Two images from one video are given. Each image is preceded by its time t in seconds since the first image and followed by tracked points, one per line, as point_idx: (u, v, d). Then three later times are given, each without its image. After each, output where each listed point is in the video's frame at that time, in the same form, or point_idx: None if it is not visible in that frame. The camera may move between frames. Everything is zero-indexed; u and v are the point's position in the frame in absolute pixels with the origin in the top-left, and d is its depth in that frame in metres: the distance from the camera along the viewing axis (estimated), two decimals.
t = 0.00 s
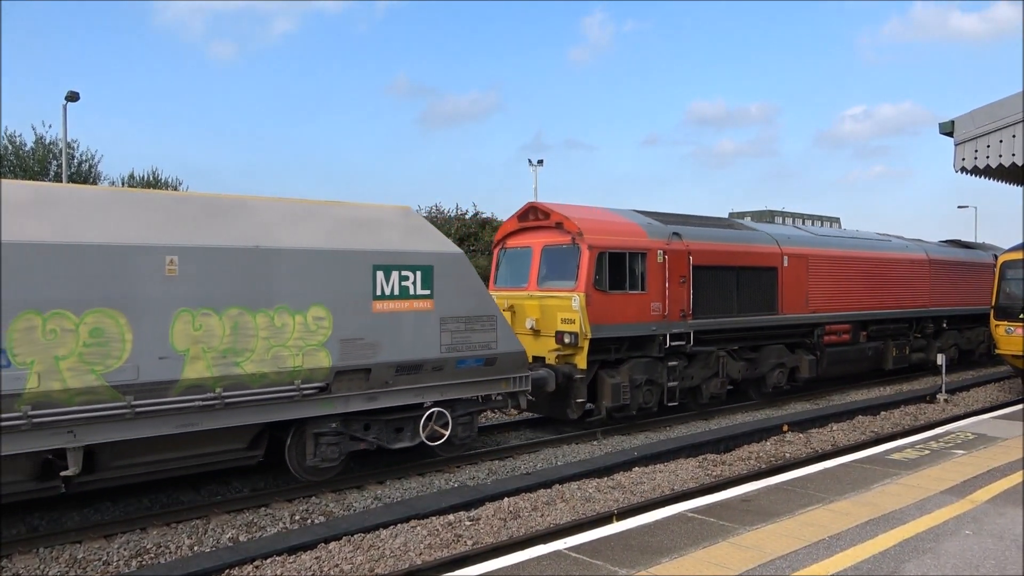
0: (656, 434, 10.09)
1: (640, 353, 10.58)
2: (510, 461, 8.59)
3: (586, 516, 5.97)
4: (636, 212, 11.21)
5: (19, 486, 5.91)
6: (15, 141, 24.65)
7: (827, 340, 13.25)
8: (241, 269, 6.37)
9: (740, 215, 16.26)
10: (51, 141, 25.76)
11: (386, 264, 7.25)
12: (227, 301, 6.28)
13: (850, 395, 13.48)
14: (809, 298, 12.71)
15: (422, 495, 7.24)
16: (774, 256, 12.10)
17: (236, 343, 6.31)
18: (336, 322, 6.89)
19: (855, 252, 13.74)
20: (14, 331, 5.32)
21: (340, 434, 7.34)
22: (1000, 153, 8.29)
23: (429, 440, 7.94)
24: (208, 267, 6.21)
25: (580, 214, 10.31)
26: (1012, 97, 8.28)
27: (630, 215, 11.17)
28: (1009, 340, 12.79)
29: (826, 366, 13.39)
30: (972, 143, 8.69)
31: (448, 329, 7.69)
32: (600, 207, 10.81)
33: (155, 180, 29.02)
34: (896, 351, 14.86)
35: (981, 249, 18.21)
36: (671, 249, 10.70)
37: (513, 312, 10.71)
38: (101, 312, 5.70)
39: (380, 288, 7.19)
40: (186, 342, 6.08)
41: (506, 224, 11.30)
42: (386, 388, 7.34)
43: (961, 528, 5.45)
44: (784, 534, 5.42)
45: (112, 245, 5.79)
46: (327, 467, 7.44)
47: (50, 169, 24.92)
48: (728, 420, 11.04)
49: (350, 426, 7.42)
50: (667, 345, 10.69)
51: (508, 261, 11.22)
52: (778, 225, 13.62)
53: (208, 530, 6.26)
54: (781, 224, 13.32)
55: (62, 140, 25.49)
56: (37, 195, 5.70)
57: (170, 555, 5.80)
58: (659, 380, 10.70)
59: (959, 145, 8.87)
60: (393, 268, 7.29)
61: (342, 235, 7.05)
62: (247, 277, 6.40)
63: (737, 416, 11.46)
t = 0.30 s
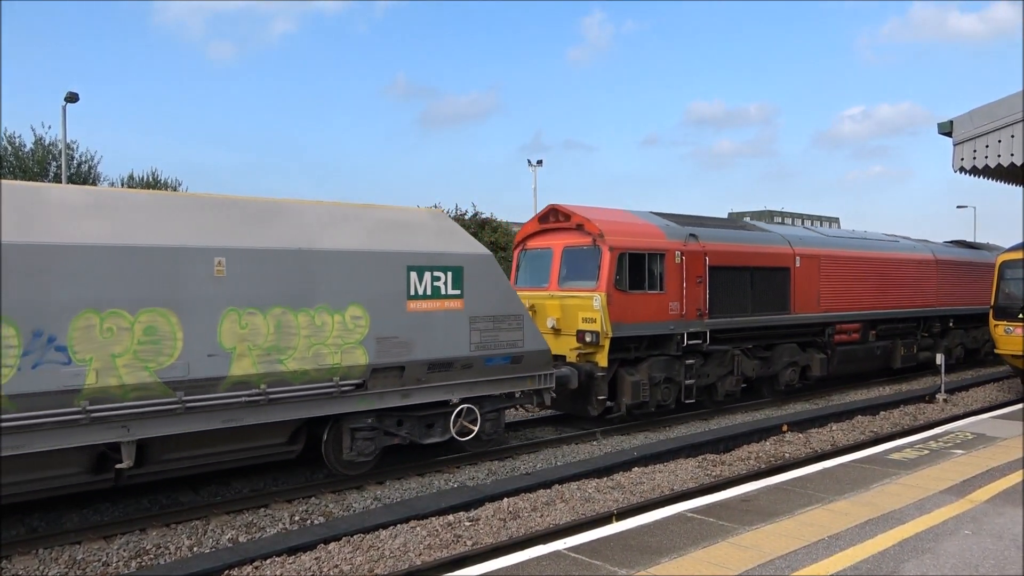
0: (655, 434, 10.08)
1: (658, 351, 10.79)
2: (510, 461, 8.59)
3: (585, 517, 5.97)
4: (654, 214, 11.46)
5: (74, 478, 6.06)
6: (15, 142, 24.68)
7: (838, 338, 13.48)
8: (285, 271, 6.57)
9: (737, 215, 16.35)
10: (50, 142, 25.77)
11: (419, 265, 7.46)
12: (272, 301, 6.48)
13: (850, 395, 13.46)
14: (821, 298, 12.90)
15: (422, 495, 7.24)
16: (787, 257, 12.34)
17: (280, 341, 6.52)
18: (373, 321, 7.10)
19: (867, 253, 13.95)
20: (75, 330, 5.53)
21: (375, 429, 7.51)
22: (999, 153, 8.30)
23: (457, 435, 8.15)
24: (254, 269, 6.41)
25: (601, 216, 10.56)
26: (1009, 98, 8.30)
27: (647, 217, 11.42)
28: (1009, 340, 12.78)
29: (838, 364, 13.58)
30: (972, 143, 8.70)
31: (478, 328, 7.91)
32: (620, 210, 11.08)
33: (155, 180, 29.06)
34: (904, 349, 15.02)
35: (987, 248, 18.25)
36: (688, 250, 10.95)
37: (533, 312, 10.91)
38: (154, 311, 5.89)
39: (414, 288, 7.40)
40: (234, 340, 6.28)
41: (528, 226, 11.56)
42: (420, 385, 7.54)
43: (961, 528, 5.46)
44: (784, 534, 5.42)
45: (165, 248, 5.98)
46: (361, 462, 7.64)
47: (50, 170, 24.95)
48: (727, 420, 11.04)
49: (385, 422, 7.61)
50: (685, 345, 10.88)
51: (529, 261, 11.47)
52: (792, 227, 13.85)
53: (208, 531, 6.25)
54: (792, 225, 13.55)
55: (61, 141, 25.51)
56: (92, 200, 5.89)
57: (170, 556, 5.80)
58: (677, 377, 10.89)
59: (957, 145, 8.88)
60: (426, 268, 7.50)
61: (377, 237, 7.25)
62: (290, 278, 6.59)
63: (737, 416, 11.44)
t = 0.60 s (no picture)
0: (655, 434, 10.07)
1: (679, 349, 11.08)
2: (510, 461, 8.58)
3: (586, 516, 5.96)
4: (673, 215, 11.73)
5: (133, 468, 6.41)
6: (14, 142, 24.68)
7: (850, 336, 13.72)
8: (331, 271, 6.88)
9: (733, 215, 16.35)
10: (49, 143, 25.77)
11: (456, 265, 7.76)
12: (319, 300, 6.79)
13: (850, 395, 13.39)
14: (835, 296, 13.21)
15: (422, 495, 7.24)
16: (802, 257, 12.63)
17: (327, 338, 6.83)
18: (413, 319, 7.40)
19: (876, 253, 14.20)
20: (139, 328, 5.83)
21: (414, 424, 7.87)
22: (999, 151, 8.28)
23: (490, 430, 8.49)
24: (304, 269, 6.72)
25: (624, 217, 10.82)
26: (1008, 97, 8.29)
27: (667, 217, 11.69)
28: (1009, 339, 12.76)
29: (851, 362, 13.81)
30: (971, 142, 8.69)
31: (510, 326, 8.20)
32: (640, 211, 11.33)
33: (155, 181, 29.08)
34: (914, 347, 15.20)
35: (993, 247, 18.30)
36: (707, 250, 11.24)
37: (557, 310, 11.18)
38: (212, 309, 6.20)
39: (450, 288, 7.69)
40: (285, 337, 6.59)
41: (550, 227, 11.82)
42: (455, 381, 7.83)
43: (961, 527, 5.44)
44: (784, 534, 5.41)
45: (221, 250, 6.27)
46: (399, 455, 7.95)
47: (49, 171, 24.96)
48: (727, 420, 11.01)
49: (423, 416, 7.95)
50: (705, 341, 11.18)
51: (551, 262, 11.72)
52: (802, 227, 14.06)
53: (208, 531, 6.25)
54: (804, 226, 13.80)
55: (60, 142, 25.51)
56: (151, 203, 6.14)
57: (169, 556, 5.80)
58: (696, 373, 11.16)
59: (957, 144, 8.87)
60: (462, 268, 7.80)
61: (416, 238, 7.54)
62: (336, 278, 6.90)
63: (737, 416, 11.40)
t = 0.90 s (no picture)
0: (655, 434, 10.06)
1: (698, 347, 11.27)
2: (510, 461, 8.59)
3: (586, 516, 5.96)
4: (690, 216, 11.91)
5: (185, 462, 6.67)
6: (15, 143, 24.69)
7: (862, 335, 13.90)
8: (371, 271, 7.10)
9: (731, 215, 16.39)
10: (49, 144, 25.77)
11: (487, 266, 7.97)
12: (360, 299, 7.03)
13: (849, 395, 13.36)
14: (847, 296, 13.38)
15: (422, 496, 7.23)
16: (815, 256, 12.79)
17: (366, 336, 7.08)
18: (447, 319, 7.63)
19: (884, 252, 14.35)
20: (194, 327, 6.07)
21: (447, 419, 8.13)
22: (999, 151, 8.27)
23: (520, 425, 8.70)
24: (343, 270, 6.94)
25: (644, 219, 10.99)
26: (1007, 97, 8.28)
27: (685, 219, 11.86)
28: (1009, 338, 12.76)
29: (863, 360, 13.99)
30: (971, 141, 8.68)
31: (538, 324, 8.41)
32: (659, 212, 11.49)
33: (155, 181, 29.09)
34: (923, 346, 15.42)
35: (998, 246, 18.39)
36: (725, 251, 11.40)
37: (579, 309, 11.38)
38: (260, 309, 6.44)
39: (482, 288, 7.90)
40: (327, 336, 6.83)
41: (571, 228, 11.99)
42: (486, 378, 8.05)
43: (961, 527, 5.44)
44: (784, 534, 5.42)
45: (270, 251, 6.51)
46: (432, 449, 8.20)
47: (49, 172, 24.97)
48: (727, 420, 11.00)
49: (456, 412, 8.21)
50: (723, 340, 11.35)
51: (572, 262, 11.90)
52: (812, 228, 14.21)
53: (208, 532, 6.25)
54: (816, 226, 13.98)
55: (60, 143, 25.53)
56: (200, 206, 6.35)
57: (170, 557, 5.80)
58: (715, 371, 11.34)
59: (957, 144, 8.86)
60: (493, 269, 8.01)
61: (449, 239, 7.76)
62: (376, 278, 7.13)
63: (737, 416, 11.38)
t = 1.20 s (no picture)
0: (655, 434, 10.05)
1: (717, 345, 11.55)
2: (510, 461, 8.58)
3: (586, 516, 5.96)
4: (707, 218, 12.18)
5: (238, 452, 7.02)
6: (14, 143, 24.65)
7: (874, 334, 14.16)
8: (411, 271, 7.45)
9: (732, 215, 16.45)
10: (49, 143, 25.73)
11: (521, 266, 8.33)
12: (403, 298, 7.39)
13: (849, 395, 13.36)
14: (859, 296, 13.61)
15: (421, 495, 7.22)
16: (829, 257, 13.04)
17: (409, 334, 7.43)
18: (484, 316, 7.99)
19: (895, 252, 14.55)
20: (251, 323, 6.40)
21: (482, 413, 8.46)
22: (999, 152, 8.27)
23: (549, 420, 9.04)
24: (388, 270, 7.30)
25: (666, 220, 11.25)
26: (1008, 97, 8.27)
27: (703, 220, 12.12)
28: (1009, 339, 12.76)
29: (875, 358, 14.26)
30: (971, 142, 8.68)
31: (568, 323, 8.77)
32: (678, 213, 11.74)
33: (155, 181, 29.05)
34: (932, 345, 15.66)
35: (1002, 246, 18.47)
36: (744, 252, 11.69)
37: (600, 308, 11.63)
38: (311, 306, 6.77)
39: (516, 287, 8.26)
40: (373, 333, 7.18)
41: (593, 229, 12.20)
42: (519, 374, 8.44)
43: (961, 527, 5.44)
44: (784, 534, 5.41)
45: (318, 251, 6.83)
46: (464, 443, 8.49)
47: (49, 171, 24.95)
48: (727, 420, 11.00)
49: (491, 407, 8.55)
50: (741, 338, 11.64)
51: (594, 262, 12.12)
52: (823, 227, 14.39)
53: (208, 531, 6.25)
54: (828, 227, 14.24)
55: (60, 143, 25.53)
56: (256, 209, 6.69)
57: (169, 556, 5.79)
58: (733, 369, 11.64)
59: (957, 144, 8.86)
60: (526, 269, 8.37)
61: (485, 240, 8.13)
62: (415, 277, 7.47)
63: (737, 416, 11.38)
